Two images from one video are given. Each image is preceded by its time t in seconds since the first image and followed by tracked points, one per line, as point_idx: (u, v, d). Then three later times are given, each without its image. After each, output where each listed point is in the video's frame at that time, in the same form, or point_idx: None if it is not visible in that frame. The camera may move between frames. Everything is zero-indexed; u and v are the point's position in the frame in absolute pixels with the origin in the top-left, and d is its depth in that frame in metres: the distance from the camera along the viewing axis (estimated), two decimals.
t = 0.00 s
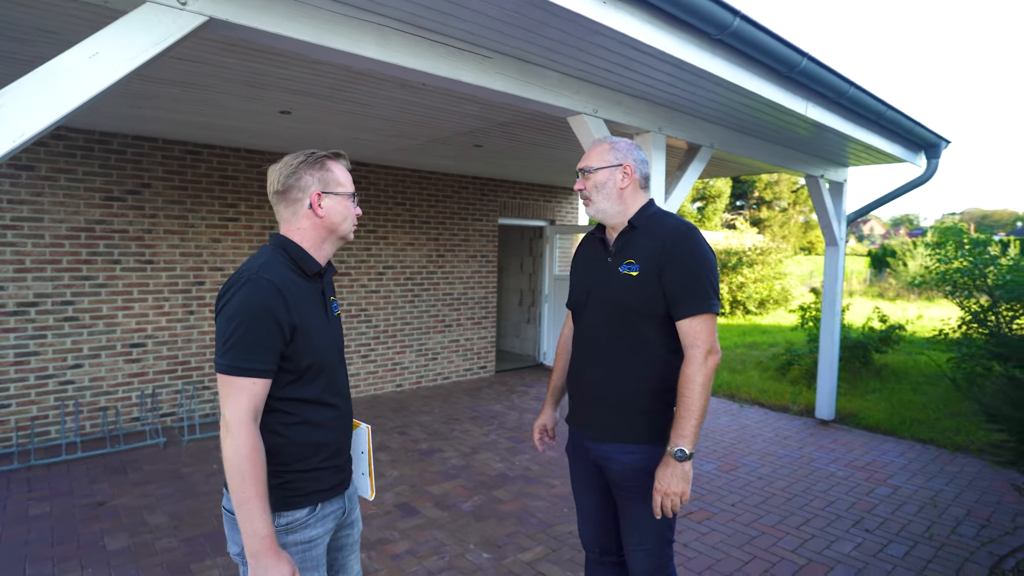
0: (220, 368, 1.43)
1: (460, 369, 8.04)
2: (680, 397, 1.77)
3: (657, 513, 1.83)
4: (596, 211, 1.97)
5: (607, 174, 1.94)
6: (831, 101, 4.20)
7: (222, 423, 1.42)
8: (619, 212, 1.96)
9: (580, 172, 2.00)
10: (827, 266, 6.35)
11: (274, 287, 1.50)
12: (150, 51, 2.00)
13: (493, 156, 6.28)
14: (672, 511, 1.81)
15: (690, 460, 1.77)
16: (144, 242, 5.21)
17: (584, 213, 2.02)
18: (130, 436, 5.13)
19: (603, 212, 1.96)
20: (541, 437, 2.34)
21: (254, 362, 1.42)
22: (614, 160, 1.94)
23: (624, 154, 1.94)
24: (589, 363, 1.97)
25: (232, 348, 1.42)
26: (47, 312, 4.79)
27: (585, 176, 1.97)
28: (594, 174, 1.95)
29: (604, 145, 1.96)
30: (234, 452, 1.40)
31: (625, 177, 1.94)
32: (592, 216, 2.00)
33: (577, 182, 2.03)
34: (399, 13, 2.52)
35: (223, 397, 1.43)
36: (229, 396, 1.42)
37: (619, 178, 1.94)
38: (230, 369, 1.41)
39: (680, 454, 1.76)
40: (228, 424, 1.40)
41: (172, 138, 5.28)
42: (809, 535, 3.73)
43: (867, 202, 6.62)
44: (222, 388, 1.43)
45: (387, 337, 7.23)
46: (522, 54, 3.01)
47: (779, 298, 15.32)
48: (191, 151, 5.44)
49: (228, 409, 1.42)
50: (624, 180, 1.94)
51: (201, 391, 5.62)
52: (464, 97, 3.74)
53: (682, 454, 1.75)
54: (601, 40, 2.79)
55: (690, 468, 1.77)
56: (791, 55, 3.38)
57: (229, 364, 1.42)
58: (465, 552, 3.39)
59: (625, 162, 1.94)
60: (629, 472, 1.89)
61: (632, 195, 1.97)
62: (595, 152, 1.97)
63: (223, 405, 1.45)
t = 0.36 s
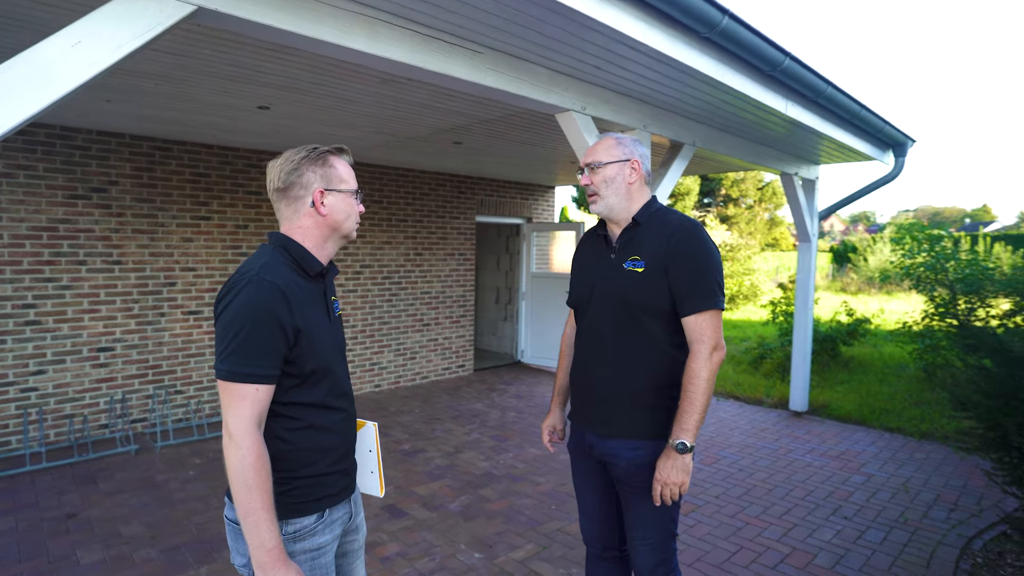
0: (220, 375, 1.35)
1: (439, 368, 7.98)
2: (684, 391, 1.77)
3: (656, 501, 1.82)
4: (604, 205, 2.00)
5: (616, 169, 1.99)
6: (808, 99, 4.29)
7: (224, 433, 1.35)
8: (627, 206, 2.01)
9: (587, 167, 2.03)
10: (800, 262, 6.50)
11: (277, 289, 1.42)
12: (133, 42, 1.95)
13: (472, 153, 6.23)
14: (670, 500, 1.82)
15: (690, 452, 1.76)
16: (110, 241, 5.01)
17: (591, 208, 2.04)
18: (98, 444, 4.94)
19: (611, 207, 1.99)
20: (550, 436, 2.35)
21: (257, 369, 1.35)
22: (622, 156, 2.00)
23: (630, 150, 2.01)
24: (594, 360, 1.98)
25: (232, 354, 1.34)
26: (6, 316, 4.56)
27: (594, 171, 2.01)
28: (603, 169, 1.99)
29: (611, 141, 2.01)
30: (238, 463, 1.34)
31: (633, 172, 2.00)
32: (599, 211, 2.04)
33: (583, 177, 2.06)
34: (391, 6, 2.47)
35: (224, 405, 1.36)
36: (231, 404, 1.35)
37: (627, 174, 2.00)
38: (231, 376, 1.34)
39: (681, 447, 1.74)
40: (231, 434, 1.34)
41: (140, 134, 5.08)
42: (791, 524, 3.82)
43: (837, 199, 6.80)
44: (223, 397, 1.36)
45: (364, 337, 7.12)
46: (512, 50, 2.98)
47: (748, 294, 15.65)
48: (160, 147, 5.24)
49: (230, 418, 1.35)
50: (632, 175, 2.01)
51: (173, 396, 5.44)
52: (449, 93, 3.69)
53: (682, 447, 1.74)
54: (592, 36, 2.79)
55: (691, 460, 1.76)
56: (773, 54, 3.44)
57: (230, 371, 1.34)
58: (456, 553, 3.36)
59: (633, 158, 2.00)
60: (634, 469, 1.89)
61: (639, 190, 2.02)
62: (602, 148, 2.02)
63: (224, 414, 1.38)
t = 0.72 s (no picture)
0: (219, 374, 1.31)
1: (423, 366, 7.92)
2: (689, 387, 1.77)
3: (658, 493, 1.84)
4: (609, 200, 1.99)
5: (620, 164, 1.99)
6: (792, 98, 4.36)
7: (225, 434, 1.31)
8: (631, 201, 2.01)
9: (590, 162, 2.03)
10: (780, 259, 6.60)
11: (277, 285, 1.37)
12: (122, 27, 1.90)
13: (457, 149, 6.19)
14: (674, 493, 1.82)
15: (694, 446, 1.77)
16: (84, 238, 4.84)
17: (594, 204, 2.03)
18: (72, 447, 4.78)
19: (615, 202, 1.99)
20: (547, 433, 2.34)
21: (257, 368, 1.30)
22: (625, 151, 2.00)
23: (633, 145, 2.02)
24: (596, 356, 1.97)
25: (232, 352, 1.29)
26: None
27: (598, 166, 2.01)
28: (607, 164, 1.99)
29: (614, 136, 2.01)
30: (240, 465, 1.29)
31: (637, 167, 2.01)
32: (602, 207, 2.02)
33: (586, 172, 2.05)
34: None
35: (224, 406, 1.31)
36: (231, 405, 1.30)
37: (630, 168, 2.00)
38: (231, 375, 1.29)
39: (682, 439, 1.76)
40: (232, 435, 1.29)
41: (114, 126, 4.92)
42: (778, 517, 3.89)
43: (816, 198, 6.93)
44: (223, 397, 1.31)
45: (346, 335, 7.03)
46: (505, 44, 2.96)
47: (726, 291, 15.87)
48: (136, 140, 5.09)
49: (231, 419, 1.30)
50: (636, 170, 2.01)
51: (151, 396, 5.29)
52: (439, 88, 3.66)
53: (686, 441, 1.75)
54: (586, 32, 2.79)
55: (694, 454, 1.77)
56: (762, 53, 3.47)
57: (229, 369, 1.30)
58: (449, 551, 3.33)
59: (636, 153, 2.01)
60: (638, 465, 1.89)
61: (641, 185, 2.03)
62: (605, 143, 2.01)
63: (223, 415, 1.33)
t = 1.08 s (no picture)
0: (216, 372, 1.26)
1: (418, 364, 7.87)
2: (702, 389, 1.75)
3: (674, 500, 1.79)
4: (617, 197, 1.95)
5: (629, 161, 1.96)
6: (793, 99, 4.35)
7: (221, 435, 1.26)
8: (640, 198, 1.97)
9: (598, 159, 1.99)
10: (777, 259, 6.59)
11: (277, 280, 1.32)
12: (118, 13, 1.86)
13: (455, 146, 6.14)
14: (690, 500, 1.79)
15: (711, 450, 1.74)
16: (75, 231, 4.76)
17: (602, 202, 1.99)
18: (62, 443, 4.70)
19: (623, 199, 1.95)
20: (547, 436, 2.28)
21: (256, 366, 1.26)
22: (634, 147, 1.96)
23: (641, 142, 1.99)
24: (602, 356, 1.94)
25: (229, 349, 1.25)
26: None
27: (606, 163, 1.97)
28: (616, 160, 1.95)
29: (623, 132, 1.98)
30: (236, 467, 1.25)
31: (645, 164, 1.97)
32: (609, 204, 1.98)
33: (593, 169, 2.01)
34: None
35: (220, 405, 1.27)
36: (227, 404, 1.26)
37: (639, 165, 1.97)
38: (229, 373, 1.24)
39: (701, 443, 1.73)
40: (229, 436, 1.25)
41: (107, 118, 4.83)
42: (776, 517, 3.88)
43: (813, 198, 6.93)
44: (219, 396, 1.27)
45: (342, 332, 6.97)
46: (509, 39, 2.92)
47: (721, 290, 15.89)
48: (129, 132, 5.01)
49: (227, 419, 1.26)
50: (644, 166, 1.98)
51: (143, 392, 5.22)
52: (440, 82, 3.61)
53: (703, 445, 1.72)
54: (592, 28, 2.76)
55: (712, 458, 1.74)
56: (766, 52, 3.45)
57: (227, 367, 1.25)
58: (447, 551, 3.30)
59: (644, 150, 1.98)
60: (645, 467, 1.86)
61: (650, 183, 2.00)
62: (614, 139, 1.98)
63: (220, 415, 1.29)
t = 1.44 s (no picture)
0: (214, 378, 1.19)
1: (420, 366, 7.82)
2: (716, 384, 1.68)
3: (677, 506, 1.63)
4: (622, 201, 1.90)
5: (631, 163, 1.90)
6: (799, 97, 4.29)
7: (221, 445, 1.20)
8: (645, 200, 1.91)
9: (599, 163, 1.93)
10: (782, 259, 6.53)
11: (281, 284, 1.25)
12: (113, 12, 1.82)
13: (456, 147, 6.09)
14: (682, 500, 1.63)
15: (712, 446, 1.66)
16: (75, 234, 4.72)
17: (606, 207, 1.93)
18: (62, 449, 4.66)
19: (628, 203, 1.90)
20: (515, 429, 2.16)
21: (256, 373, 1.18)
22: (635, 148, 1.91)
23: (641, 142, 1.93)
24: (614, 359, 1.88)
25: (230, 356, 1.17)
26: None
27: (608, 166, 1.91)
28: (618, 163, 1.89)
29: (622, 133, 1.92)
30: (236, 478, 1.18)
31: (648, 165, 1.92)
32: (614, 209, 1.93)
33: (595, 174, 1.95)
34: None
35: (220, 413, 1.20)
36: (227, 412, 1.19)
37: (642, 166, 1.91)
38: (228, 380, 1.17)
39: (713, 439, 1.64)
40: (228, 445, 1.18)
41: (107, 121, 4.79)
42: (785, 522, 3.82)
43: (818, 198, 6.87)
44: (219, 404, 1.20)
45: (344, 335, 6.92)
46: (513, 37, 2.87)
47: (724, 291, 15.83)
48: (129, 135, 4.96)
49: (228, 427, 1.19)
50: (647, 167, 1.92)
51: (144, 397, 5.18)
52: (442, 82, 3.57)
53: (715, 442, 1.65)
54: (598, 25, 2.71)
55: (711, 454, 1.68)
56: (772, 49, 3.40)
57: (227, 374, 1.18)
58: (451, 558, 3.25)
59: (646, 150, 1.92)
60: (657, 473, 1.81)
61: (654, 183, 1.94)
62: (614, 141, 1.92)
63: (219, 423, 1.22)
